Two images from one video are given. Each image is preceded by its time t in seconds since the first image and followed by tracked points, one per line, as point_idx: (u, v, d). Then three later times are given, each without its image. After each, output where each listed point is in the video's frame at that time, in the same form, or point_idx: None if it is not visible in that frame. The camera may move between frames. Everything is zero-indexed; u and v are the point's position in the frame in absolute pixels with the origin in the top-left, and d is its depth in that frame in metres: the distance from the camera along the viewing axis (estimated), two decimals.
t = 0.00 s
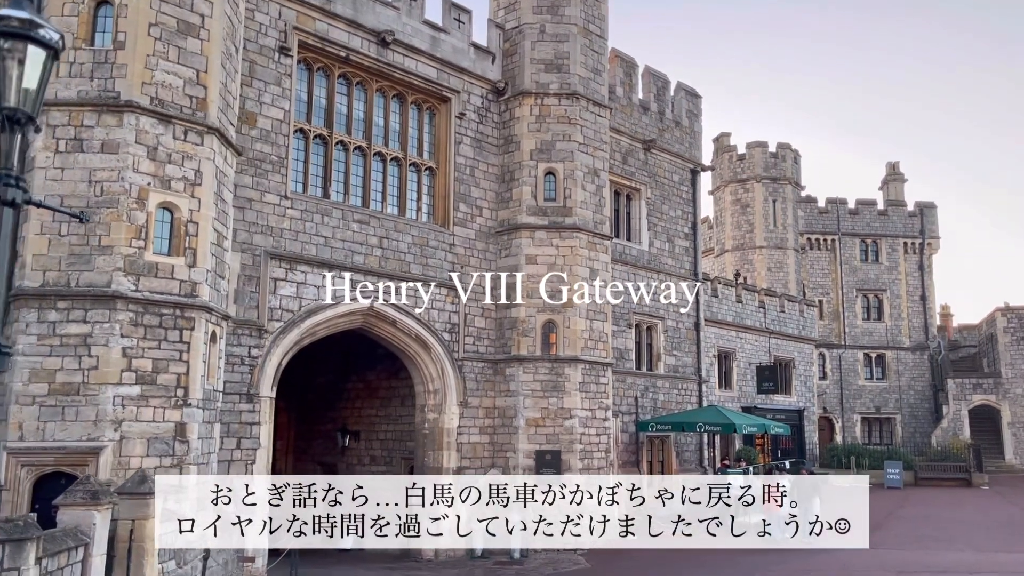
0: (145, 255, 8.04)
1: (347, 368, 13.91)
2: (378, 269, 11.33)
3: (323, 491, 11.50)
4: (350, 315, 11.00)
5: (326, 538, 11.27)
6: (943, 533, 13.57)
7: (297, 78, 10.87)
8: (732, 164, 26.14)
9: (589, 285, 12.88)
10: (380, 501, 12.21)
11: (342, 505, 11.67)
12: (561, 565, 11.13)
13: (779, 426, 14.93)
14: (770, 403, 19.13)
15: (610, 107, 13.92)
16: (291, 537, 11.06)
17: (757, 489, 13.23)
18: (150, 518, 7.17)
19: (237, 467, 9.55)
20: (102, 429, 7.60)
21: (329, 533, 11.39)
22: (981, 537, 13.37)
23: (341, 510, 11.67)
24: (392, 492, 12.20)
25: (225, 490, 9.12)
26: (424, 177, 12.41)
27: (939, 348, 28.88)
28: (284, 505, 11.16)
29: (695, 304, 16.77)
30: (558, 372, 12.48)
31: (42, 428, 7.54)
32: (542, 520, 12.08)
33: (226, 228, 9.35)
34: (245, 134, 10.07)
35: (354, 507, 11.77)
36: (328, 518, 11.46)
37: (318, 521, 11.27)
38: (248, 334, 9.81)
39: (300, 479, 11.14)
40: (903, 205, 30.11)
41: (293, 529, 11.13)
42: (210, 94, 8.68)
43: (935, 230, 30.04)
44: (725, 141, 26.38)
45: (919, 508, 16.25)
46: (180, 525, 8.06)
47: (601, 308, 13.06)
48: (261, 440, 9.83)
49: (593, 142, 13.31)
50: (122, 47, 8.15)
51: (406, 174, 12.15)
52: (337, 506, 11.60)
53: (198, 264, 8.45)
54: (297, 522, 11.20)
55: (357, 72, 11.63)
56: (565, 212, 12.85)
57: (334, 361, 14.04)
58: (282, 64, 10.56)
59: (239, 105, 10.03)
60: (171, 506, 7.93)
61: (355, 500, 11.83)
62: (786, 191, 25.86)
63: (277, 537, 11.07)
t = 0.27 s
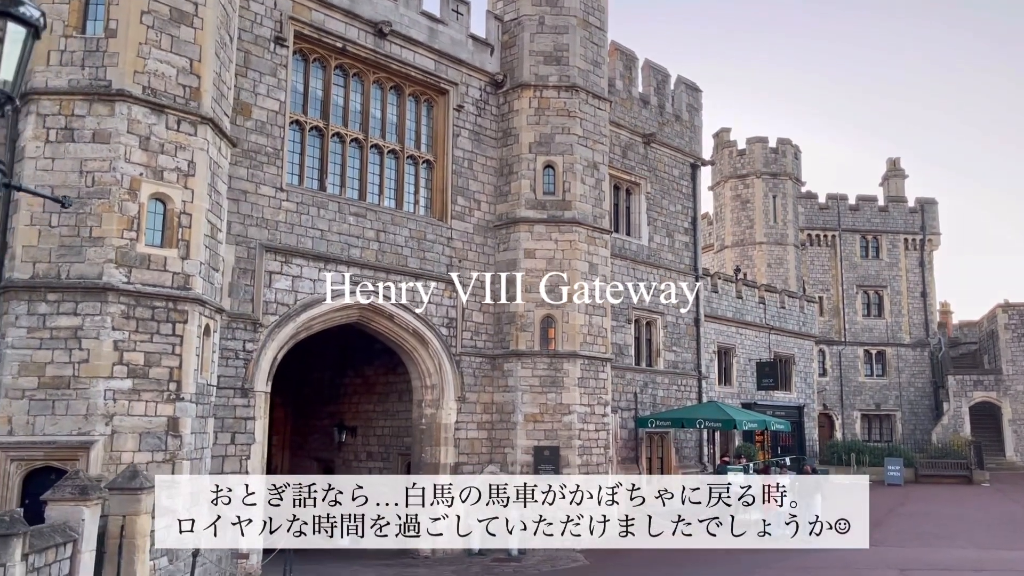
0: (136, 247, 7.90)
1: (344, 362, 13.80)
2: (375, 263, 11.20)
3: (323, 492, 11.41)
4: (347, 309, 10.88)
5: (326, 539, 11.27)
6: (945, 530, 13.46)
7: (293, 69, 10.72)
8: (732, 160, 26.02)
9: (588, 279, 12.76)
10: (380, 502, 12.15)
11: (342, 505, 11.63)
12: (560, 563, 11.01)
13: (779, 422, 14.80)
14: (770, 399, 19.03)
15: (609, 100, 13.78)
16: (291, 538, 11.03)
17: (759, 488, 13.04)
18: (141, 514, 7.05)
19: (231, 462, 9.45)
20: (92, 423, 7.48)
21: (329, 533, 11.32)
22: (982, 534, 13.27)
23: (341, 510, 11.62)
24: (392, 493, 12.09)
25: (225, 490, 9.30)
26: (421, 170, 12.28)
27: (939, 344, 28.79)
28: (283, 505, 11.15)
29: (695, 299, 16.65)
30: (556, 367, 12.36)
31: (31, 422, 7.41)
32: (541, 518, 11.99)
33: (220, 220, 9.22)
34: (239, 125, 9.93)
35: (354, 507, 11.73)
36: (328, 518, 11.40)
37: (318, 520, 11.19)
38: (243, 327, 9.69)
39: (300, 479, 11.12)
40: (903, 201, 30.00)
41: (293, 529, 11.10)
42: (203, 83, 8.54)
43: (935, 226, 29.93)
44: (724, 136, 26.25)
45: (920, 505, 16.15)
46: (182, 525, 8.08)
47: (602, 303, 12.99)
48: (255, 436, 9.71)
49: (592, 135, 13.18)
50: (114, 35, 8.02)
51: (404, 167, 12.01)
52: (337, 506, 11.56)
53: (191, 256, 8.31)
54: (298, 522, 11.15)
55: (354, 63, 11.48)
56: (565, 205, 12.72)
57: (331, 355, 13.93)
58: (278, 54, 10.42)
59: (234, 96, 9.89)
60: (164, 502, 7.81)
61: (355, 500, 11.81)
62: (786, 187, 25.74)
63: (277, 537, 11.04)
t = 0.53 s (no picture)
0: (129, 240, 7.77)
1: (341, 358, 13.67)
2: (372, 257, 11.07)
3: (323, 491, 11.44)
4: (344, 304, 10.74)
5: (326, 539, 11.24)
6: (947, 527, 13.35)
7: (288, 60, 10.59)
8: (733, 156, 25.87)
9: (587, 274, 12.63)
10: (380, 502, 12.10)
11: (342, 505, 11.62)
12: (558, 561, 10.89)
13: (779, 418, 14.70)
14: (770, 396, 18.91)
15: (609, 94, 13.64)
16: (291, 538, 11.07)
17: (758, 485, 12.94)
18: (133, 511, 6.94)
19: (226, 459, 9.33)
20: (83, 419, 7.35)
21: (329, 533, 11.32)
22: (985, 532, 13.16)
23: (342, 510, 11.63)
24: (393, 492, 12.05)
25: (225, 490, 9.23)
26: (419, 164, 12.14)
27: (940, 341, 28.67)
28: (284, 505, 11.35)
29: (696, 295, 16.53)
30: (555, 363, 12.24)
31: (21, 418, 7.29)
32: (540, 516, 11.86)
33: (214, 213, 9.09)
34: (234, 117, 9.79)
35: (354, 507, 11.73)
36: (328, 518, 11.39)
37: (318, 520, 11.20)
38: (238, 322, 9.56)
39: (299, 479, 11.28)
40: (904, 197, 29.87)
41: (294, 529, 11.18)
42: (197, 74, 8.40)
43: (937, 222, 29.81)
44: (725, 132, 26.10)
45: (922, 502, 16.04)
46: (182, 526, 8.06)
47: (601, 298, 12.86)
48: (251, 432, 9.58)
49: (592, 128, 13.04)
50: (105, 24, 7.87)
51: (402, 160, 11.88)
52: (337, 506, 11.54)
53: (184, 250, 8.17)
54: (298, 522, 11.22)
55: (350, 55, 11.34)
56: (564, 200, 12.58)
57: (328, 351, 13.80)
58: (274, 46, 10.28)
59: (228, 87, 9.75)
60: (156, 499, 7.69)
61: (355, 500, 11.80)
62: (787, 183, 25.60)
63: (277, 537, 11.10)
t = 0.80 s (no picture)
0: (119, 233, 7.65)
1: (337, 355, 13.55)
2: (368, 252, 10.94)
3: (323, 491, 11.55)
4: (340, 300, 10.62)
5: (328, 539, 11.02)
6: (949, 526, 13.25)
7: (284, 53, 10.46)
8: (733, 152, 25.76)
9: (586, 270, 12.51)
10: (380, 502, 12.07)
11: (342, 505, 11.64)
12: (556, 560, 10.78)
13: (780, 416, 14.61)
14: (770, 393, 18.79)
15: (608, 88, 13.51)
16: (291, 538, 10.99)
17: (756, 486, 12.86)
18: (123, 508, 6.84)
19: (219, 456, 9.22)
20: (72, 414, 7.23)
21: (330, 533, 11.14)
22: (987, 530, 13.06)
23: (342, 510, 11.56)
24: (392, 493, 12.04)
25: (225, 491, 9.18)
26: (416, 158, 12.02)
27: (941, 339, 28.57)
28: (284, 505, 11.46)
29: (695, 292, 16.41)
30: (554, 360, 12.12)
31: (10, 414, 7.17)
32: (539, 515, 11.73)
33: (208, 206, 8.96)
34: (228, 109, 9.66)
35: (354, 507, 11.67)
36: (329, 518, 11.28)
37: (318, 520, 11.11)
38: (232, 318, 9.44)
39: (299, 479, 11.28)
40: (905, 195, 29.76)
41: (293, 529, 11.12)
42: (190, 65, 8.28)
43: (937, 220, 29.70)
44: (725, 128, 25.97)
45: (924, 500, 15.93)
46: (182, 525, 8.07)
47: (601, 294, 12.74)
48: (245, 429, 9.47)
49: (591, 123, 12.92)
50: (96, 14, 7.75)
51: (398, 155, 11.76)
52: (337, 506, 11.55)
53: (177, 243, 8.05)
54: (298, 522, 11.16)
55: (346, 47, 11.21)
56: (563, 195, 12.46)
57: (323, 348, 13.67)
58: (268, 37, 10.15)
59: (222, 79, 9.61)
60: (147, 496, 7.57)
61: (355, 500, 11.79)
62: (787, 180, 25.48)
63: (277, 538, 11.04)
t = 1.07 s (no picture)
0: (110, 227, 7.51)
1: (333, 353, 13.41)
2: (365, 248, 10.81)
3: (323, 492, 11.35)
4: (338, 297, 10.51)
5: (328, 539, 10.89)
6: (951, 526, 13.12)
7: (279, 46, 10.33)
8: (734, 150, 25.61)
9: (585, 267, 12.39)
10: (380, 502, 11.84)
11: (342, 505, 11.44)
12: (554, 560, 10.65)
13: (782, 415, 14.49)
14: (771, 392, 18.66)
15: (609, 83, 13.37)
16: (291, 537, 10.99)
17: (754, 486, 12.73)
18: (112, 507, 6.71)
19: (213, 454, 9.09)
20: (61, 411, 7.10)
21: (330, 533, 10.97)
22: (991, 530, 12.92)
23: (342, 510, 11.40)
24: (391, 492, 11.83)
25: (225, 490, 9.06)
26: (414, 153, 11.89)
27: (942, 337, 28.46)
28: (284, 505, 11.51)
29: (696, 290, 16.28)
30: (552, 357, 11.99)
31: None
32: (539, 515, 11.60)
33: (202, 200, 8.83)
34: (222, 103, 9.52)
35: (354, 507, 11.49)
36: (329, 518, 11.14)
37: (317, 520, 10.98)
38: (226, 314, 9.31)
39: (299, 479, 11.27)
40: (906, 193, 29.62)
41: (294, 529, 11.09)
42: (182, 57, 8.14)
43: (939, 218, 29.57)
44: (725, 125, 25.83)
45: (926, 500, 15.80)
46: (181, 525, 8.14)
47: (600, 291, 12.61)
48: (239, 426, 9.34)
49: (591, 118, 12.78)
50: (86, 4, 7.61)
51: (395, 150, 11.62)
52: (337, 506, 11.37)
53: (169, 238, 7.91)
54: (298, 522, 11.11)
55: (343, 41, 11.07)
56: (562, 191, 12.32)
57: (319, 345, 13.54)
58: (263, 30, 10.01)
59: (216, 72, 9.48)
60: (138, 495, 7.44)
61: (355, 500, 11.61)
62: (788, 177, 25.34)
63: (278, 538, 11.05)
